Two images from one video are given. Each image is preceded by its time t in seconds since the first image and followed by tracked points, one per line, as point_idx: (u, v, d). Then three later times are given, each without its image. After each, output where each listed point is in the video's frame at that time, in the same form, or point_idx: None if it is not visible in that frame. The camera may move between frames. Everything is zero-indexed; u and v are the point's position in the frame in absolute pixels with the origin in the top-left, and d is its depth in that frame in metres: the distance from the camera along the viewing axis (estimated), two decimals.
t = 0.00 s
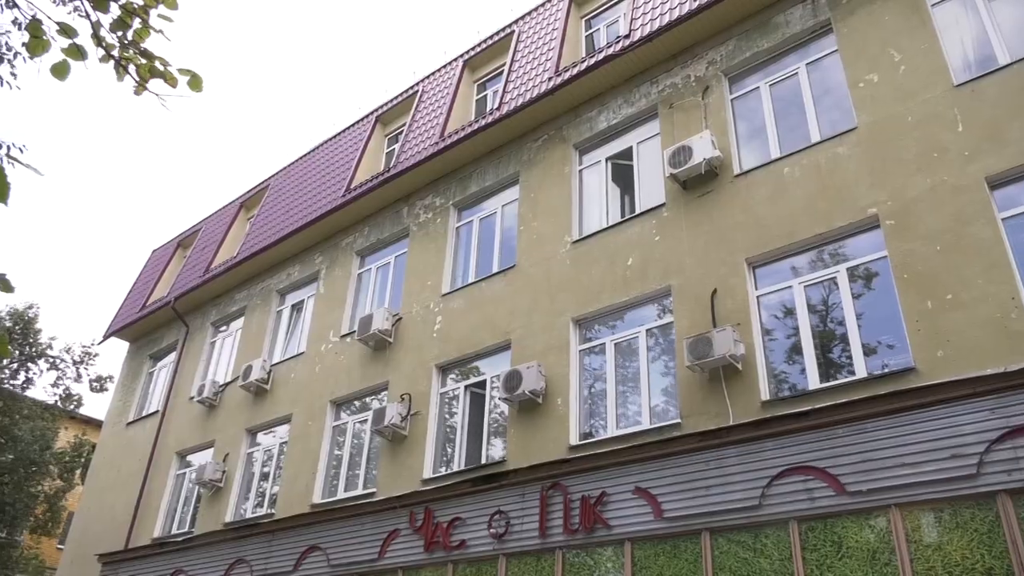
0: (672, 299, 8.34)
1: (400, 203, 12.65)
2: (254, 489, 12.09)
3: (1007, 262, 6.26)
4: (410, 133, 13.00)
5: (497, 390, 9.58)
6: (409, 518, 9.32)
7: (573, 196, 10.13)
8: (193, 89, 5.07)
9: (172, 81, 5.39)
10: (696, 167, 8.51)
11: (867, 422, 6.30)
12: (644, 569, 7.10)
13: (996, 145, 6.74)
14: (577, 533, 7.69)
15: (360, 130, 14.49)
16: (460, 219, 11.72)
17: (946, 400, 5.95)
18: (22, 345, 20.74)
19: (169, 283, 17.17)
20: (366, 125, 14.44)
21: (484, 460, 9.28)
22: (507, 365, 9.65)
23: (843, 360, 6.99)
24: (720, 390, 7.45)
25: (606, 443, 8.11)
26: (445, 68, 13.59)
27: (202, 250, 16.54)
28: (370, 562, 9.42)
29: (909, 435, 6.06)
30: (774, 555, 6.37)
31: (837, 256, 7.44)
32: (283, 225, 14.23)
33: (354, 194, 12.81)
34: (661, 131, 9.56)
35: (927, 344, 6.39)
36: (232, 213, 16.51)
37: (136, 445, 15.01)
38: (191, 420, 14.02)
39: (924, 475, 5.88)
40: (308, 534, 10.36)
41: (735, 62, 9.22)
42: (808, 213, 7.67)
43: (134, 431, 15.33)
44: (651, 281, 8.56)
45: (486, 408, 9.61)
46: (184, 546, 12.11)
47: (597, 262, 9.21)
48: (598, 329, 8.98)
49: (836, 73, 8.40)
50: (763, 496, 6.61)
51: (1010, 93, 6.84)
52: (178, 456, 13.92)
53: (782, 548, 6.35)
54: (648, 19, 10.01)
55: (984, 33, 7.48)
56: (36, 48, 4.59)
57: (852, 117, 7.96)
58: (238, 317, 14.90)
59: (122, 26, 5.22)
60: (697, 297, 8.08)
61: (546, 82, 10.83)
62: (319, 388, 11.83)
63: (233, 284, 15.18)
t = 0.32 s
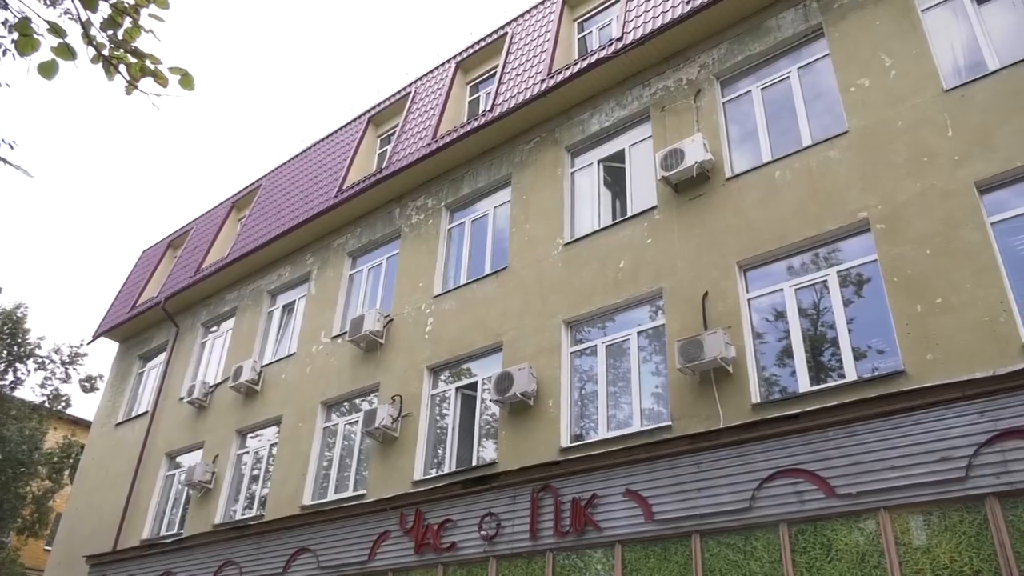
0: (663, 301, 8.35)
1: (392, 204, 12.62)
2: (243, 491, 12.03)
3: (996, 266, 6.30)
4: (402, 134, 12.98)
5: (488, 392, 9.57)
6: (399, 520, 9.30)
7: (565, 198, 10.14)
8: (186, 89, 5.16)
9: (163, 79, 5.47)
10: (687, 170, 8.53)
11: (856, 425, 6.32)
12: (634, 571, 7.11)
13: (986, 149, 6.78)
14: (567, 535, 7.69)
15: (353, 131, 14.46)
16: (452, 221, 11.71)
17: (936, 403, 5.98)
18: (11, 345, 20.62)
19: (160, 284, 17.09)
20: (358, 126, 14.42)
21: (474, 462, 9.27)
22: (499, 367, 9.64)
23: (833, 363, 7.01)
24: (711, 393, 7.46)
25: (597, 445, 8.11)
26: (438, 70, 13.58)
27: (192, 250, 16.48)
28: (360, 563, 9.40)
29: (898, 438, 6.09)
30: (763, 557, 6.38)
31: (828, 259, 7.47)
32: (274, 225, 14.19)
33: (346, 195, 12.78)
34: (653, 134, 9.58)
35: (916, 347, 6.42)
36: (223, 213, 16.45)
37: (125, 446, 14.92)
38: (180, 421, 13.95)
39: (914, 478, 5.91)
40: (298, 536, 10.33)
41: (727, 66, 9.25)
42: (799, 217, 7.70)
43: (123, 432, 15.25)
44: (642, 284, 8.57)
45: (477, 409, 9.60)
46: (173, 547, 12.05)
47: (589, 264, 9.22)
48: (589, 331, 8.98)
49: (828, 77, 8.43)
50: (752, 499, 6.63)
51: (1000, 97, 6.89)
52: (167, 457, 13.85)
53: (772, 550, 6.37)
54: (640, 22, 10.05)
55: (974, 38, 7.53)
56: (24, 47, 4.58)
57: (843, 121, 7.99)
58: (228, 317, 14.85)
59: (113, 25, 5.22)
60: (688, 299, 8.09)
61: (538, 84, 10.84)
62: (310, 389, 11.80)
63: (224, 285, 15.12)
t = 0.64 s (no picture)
0: (647, 312, 8.38)
1: (377, 212, 12.60)
2: (223, 500, 11.91)
3: (975, 281, 6.37)
4: (388, 142, 12.98)
5: (471, 402, 9.55)
6: (379, 530, 9.24)
7: (550, 208, 10.16)
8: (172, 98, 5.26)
9: (148, 87, 5.54)
10: (672, 181, 8.58)
11: (837, 437, 6.36)
12: None
13: (965, 165, 6.87)
14: (549, 546, 7.68)
15: (339, 138, 14.44)
16: (437, 230, 11.70)
17: (915, 416, 6.03)
18: None
19: (141, 289, 16.95)
20: (344, 133, 14.40)
21: (456, 471, 9.23)
22: (482, 376, 9.62)
23: (814, 375, 7.06)
24: (693, 404, 7.49)
25: (579, 455, 8.11)
26: (425, 79, 13.61)
27: (175, 256, 16.35)
28: (340, 573, 9.33)
29: (877, 451, 6.13)
30: (744, 568, 6.40)
31: (811, 272, 7.53)
32: (258, 232, 14.12)
33: (331, 202, 12.74)
34: (639, 145, 9.63)
35: (897, 360, 6.47)
36: (206, 219, 16.35)
37: (103, 453, 14.74)
38: (159, 428, 13.81)
39: (893, 490, 5.94)
40: (277, 545, 10.24)
41: (711, 79, 9.33)
42: (782, 229, 7.76)
43: (101, 439, 15.06)
44: (626, 295, 8.60)
45: (460, 419, 9.57)
46: (150, 556, 11.91)
47: (573, 274, 9.24)
48: (573, 341, 8.99)
49: (811, 91, 8.53)
50: (733, 510, 6.65)
51: (979, 114, 6.99)
52: (146, 464, 13.70)
53: (752, 562, 6.39)
54: (627, 34, 10.13)
55: (955, 56, 7.63)
56: (7, 50, 4.57)
57: (826, 135, 8.08)
58: (210, 324, 14.73)
59: (98, 30, 5.21)
60: (671, 310, 8.13)
61: (525, 95, 10.88)
62: (292, 397, 11.72)
63: (206, 292, 15.01)
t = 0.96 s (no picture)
0: (621, 322, 8.42)
1: (353, 216, 12.54)
2: (190, 504, 11.75)
3: (943, 296, 6.48)
4: (366, 147, 12.94)
5: (444, 408, 9.52)
6: (349, 536, 9.16)
7: (526, 216, 10.18)
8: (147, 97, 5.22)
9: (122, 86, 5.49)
10: (648, 192, 8.64)
11: (806, 448, 6.42)
12: None
13: (935, 182, 6.99)
14: (519, 553, 7.67)
15: (315, 142, 14.37)
16: (413, 235, 11.67)
17: (883, 428, 6.11)
18: None
19: (111, 290, 16.70)
20: (321, 137, 14.34)
21: (428, 478, 9.19)
22: (455, 383, 9.60)
23: (785, 387, 7.12)
24: (665, 414, 7.53)
25: (551, 463, 8.11)
26: (404, 84, 13.59)
27: (146, 257, 16.14)
28: None
29: (845, 462, 6.20)
30: None
31: (783, 284, 7.61)
32: (232, 234, 13.99)
33: (307, 205, 12.66)
34: (616, 156, 9.69)
35: (866, 373, 6.56)
36: (179, 220, 16.17)
37: (67, 456, 14.48)
38: (126, 431, 13.60)
39: (861, 501, 6.01)
40: (245, 551, 10.12)
41: (689, 92, 9.42)
42: (755, 242, 7.84)
43: (66, 442, 14.79)
44: (600, 304, 8.63)
45: (432, 425, 9.54)
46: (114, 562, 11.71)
47: (548, 282, 9.26)
48: (547, 349, 9.01)
49: (786, 106, 8.64)
50: (704, 519, 6.69)
51: (949, 132, 7.12)
52: (112, 468, 13.48)
53: (721, 571, 6.43)
54: (606, 45, 10.22)
55: (926, 74, 7.78)
56: None
57: (800, 150, 8.18)
58: (181, 326, 14.55)
59: (72, 27, 5.15)
60: (645, 320, 8.18)
61: (503, 102, 10.91)
62: (263, 402, 11.60)
63: (177, 293, 14.83)
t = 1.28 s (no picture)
0: (586, 327, 8.46)
1: (320, 214, 12.43)
2: (146, 504, 11.54)
3: (901, 309, 6.62)
4: (335, 145, 12.84)
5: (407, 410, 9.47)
6: (308, 538, 9.07)
7: (495, 219, 10.18)
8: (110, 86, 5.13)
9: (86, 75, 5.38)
10: (616, 199, 8.69)
11: (766, 456, 6.51)
12: None
13: (896, 197, 7.13)
14: (480, 557, 7.66)
15: (284, 138, 14.23)
16: (380, 235, 11.60)
17: (840, 437, 6.22)
18: None
19: (69, 283, 16.34)
20: (290, 134, 14.20)
21: (389, 480, 9.13)
22: (419, 385, 9.56)
23: (747, 395, 7.21)
24: (628, 419, 7.57)
25: (514, 467, 8.11)
26: (375, 83, 13.52)
27: (107, 250, 15.83)
28: None
29: (803, 470, 6.30)
30: None
31: (747, 293, 7.70)
32: (196, 229, 13.78)
33: (274, 202, 12.52)
34: (585, 162, 9.73)
35: (825, 382, 6.66)
36: (142, 214, 15.89)
37: (19, 452, 14.12)
38: (81, 428, 13.31)
39: (817, 509, 6.10)
40: (202, 552, 9.98)
41: (659, 100, 9.50)
42: (721, 250, 7.92)
43: (19, 437, 14.43)
44: (566, 309, 8.66)
45: (396, 427, 9.48)
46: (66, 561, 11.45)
47: (515, 286, 9.26)
48: (512, 353, 9.01)
49: (754, 118, 8.76)
50: (664, 525, 6.74)
51: (910, 148, 7.28)
52: (65, 465, 13.18)
53: None
54: (578, 52, 10.28)
55: (890, 91, 7.94)
56: None
57: (767, 161, 8.30)
58: (141, 321, 14.29)
59: (35, 14, 5.04)
60: (610, 326, 8.22)
61: (475, 105, 10.91)
62: (223, 400, 11.43)
63: (138, 288, 14.56)
